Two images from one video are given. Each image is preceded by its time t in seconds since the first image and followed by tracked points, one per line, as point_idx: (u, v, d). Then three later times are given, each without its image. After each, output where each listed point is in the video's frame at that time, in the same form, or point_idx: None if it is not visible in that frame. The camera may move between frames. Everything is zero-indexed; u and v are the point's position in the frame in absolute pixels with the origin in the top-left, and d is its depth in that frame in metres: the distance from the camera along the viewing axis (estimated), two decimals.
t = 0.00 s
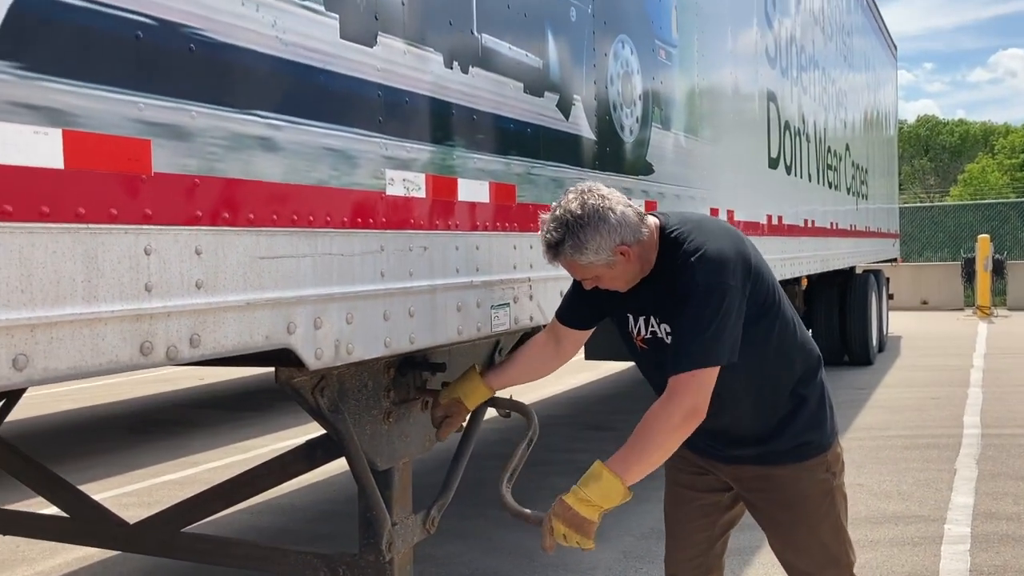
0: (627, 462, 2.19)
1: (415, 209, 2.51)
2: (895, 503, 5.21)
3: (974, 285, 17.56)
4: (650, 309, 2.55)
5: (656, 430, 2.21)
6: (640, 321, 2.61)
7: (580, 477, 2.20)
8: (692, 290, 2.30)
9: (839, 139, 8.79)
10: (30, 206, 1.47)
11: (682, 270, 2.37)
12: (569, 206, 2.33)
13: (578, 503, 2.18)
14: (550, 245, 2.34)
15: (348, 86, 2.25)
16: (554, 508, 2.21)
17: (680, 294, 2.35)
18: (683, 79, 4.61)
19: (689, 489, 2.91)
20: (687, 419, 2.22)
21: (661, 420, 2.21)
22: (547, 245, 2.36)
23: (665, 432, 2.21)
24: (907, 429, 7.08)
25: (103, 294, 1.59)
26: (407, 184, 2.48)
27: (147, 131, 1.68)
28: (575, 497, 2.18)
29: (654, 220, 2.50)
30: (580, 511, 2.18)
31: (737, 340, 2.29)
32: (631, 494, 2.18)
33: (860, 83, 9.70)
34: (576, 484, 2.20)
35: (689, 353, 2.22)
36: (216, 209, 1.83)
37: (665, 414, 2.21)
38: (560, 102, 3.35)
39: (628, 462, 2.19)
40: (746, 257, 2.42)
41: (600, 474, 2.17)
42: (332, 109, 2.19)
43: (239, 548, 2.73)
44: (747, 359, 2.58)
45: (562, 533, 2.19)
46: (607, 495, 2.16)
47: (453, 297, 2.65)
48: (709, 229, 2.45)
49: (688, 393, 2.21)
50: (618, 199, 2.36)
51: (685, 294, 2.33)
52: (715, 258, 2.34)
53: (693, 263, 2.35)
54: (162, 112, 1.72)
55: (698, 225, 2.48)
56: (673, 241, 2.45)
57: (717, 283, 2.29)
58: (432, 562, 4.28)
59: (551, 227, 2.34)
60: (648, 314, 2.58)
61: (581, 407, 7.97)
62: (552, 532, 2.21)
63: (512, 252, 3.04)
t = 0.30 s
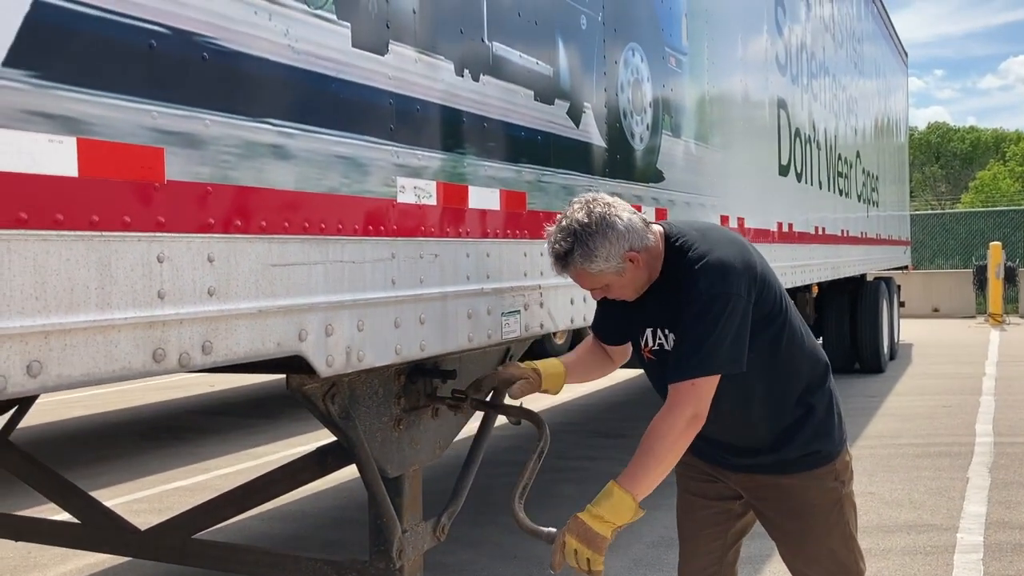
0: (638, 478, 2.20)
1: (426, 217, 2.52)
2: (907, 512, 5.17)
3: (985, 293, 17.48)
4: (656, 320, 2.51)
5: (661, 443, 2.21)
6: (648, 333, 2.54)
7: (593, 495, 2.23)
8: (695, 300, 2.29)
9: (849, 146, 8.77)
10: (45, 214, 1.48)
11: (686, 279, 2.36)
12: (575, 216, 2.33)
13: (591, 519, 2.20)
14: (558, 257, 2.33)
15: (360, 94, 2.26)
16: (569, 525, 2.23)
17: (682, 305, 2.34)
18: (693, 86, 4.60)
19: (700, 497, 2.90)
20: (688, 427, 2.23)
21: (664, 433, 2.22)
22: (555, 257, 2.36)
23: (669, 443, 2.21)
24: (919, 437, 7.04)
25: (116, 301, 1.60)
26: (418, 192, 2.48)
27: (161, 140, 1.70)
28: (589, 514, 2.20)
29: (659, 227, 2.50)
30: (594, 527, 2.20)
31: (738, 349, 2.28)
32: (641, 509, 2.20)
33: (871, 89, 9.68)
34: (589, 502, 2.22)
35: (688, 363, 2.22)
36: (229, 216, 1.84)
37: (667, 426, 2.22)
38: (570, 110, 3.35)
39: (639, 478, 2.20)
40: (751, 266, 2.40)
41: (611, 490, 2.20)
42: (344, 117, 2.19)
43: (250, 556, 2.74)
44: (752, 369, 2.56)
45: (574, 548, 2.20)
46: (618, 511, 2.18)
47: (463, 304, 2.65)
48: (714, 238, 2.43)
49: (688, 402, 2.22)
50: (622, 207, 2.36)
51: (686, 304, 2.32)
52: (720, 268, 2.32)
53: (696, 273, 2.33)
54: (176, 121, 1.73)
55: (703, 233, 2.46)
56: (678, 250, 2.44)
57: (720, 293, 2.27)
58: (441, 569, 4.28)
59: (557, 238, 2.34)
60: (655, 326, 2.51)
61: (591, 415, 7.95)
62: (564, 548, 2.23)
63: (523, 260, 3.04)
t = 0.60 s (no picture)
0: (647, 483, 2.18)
1: (432, 222, 2.52)
2: (914, 518, 5.15)
3: (993, 298, 17.42)
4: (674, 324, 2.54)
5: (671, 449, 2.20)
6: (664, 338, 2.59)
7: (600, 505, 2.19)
8: (713, 307, 2.28)
9: (856, 151, 8.75)
10: (52, 218, 1.49)
11: (704, 287, 2.35)
12: (594, 214, 2.33)
13: (599, 527, 2.15)
14: (574, 255, 2.32)
15: (366, 98, 2.26)
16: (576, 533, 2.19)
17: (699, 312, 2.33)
18: (699, 90, 4.60)
19: (715, 503, 2.89)
20: (697, 434, 2.22)
21: (673, 438, 2.21)
22: (571, 256, 2.35)
23: (679, 448, 2.20)
24: (926, 442, 7.01)
25: (124, 305, 1.60)
26: (424, 196, 2.48)
27: (168, 144, 1.70)
28: (598, 521, 2.16)
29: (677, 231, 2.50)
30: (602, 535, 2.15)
31: (753, 358, 2.27)
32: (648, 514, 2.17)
33: (877, 94, 9.66)
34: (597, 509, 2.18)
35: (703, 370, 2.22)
36: (236, 220, 1.85)
37: (677, 431, 2.21)
38: (577, 115, 3.36)
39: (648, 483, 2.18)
40: (770, 275, 2.39)
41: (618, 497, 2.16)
42: (351, 122, 2.20)
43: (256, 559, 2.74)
44: (765, 376, 2.56)
45: (583, 557, 2.16)
46: (627, 518, 2.14)
47: (470, 309, 2.65)
48: (735, 247, 2.42)
49: (699, 407, 2.21)
50: (641, 208, 2.36)
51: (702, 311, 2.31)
52: (740, 276, 2.32)
53: (715, 281, 2.32)
54: (183, 125, 1.74)
55: (722, 240, 2.45)
56: (697, 258, 2.43)
57: (739, 302, 2.27)
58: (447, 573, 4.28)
59: (575, 237, 2.33)
60: (673, 331, 2.55)
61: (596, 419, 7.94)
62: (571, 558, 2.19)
63: (529, 264, 3.04)
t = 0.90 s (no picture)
0: (650, 487, 2.17)
1: (435, 224, 2.52)
2: (917, 520, 5.15)
3: (995, 300, 17.40)
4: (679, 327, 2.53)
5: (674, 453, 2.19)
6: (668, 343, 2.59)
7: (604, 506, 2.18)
8: (718, 311, 2.27)
9: (858, 153, 8.74)
10: (57, 220, 1.49)
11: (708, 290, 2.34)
12: (604, 216, 2.32)
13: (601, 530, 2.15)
14: (584, 256, 2.29)
15: (369, 100, 2.26)
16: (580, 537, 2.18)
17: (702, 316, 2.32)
18: (701, 92, 4.60)
19: (716, 504, 2.88)
20: (700, 438, 2.21)
21: (676, 442, 2.20)
22: (579, 257, 2.32)
23: (682, 452, 2.20)
24: (929, 445, 7.00)
25: (127, 306, 1.60)
26: (427, 199, 2.48)
27: (172, 146, 1.70)
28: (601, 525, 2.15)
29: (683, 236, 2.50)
30: (606, 537, 2.14)
31: (757, 362, 2.27)
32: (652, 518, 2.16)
33: (879, 96, 9.66)
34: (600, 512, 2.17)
35: (707, 376, 2.21)
36: (239, 222, 1.85)
37: (680, 435, 2.20)
38: (579, 117, 3.36)
39: (651, 487, 2.17)
40: (774, 279, 2.39)
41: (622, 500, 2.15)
42: (354, 125, 2.20)
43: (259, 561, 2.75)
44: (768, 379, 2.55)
45: (587, 560, 2.15)
46: (631, 522, 2.14)
47: (472, 310, 2.65)
48: (739, 251, 2.42)
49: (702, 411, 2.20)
50: (650, 211, 2.36)
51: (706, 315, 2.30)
52: (745, 281, 2.31)
53: (720, 285, 2.31)
54: (187, 127, 1.74)
55: (728, 246, 2.45)
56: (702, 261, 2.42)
57: (743, 307, 2.26)
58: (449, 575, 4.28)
59: (585, 237, 2.31)
60: (676, 336, 2.56)
61: (599, 422, 7.93)
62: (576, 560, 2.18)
63: (532, 266, 3.04)
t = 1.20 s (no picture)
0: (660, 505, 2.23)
1: (435, 225, 2.52)
2: (916, 522, 5.15)
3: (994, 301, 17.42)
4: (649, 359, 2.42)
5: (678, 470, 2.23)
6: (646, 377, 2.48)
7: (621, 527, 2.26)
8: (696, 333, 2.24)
9: (857, 155, 8.75)
10: (58, 221, 1.49)
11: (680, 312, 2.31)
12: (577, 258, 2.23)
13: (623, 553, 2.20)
14: (560, 299, 2.21)
15: (369, 101, 2.26)
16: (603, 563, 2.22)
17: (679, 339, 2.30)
18: (701, 93, 4.61)
19: (716, 503, 2.87)
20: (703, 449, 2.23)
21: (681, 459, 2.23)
22: (556, 300, 2.23)
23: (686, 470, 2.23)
24: (928, 446, 7.01)
25: (127, 307, 1.60)
26: (427, 200, 2.49)
27: (172, 147, 1.70)
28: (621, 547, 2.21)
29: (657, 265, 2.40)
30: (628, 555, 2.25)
31: (744, 372, 2.26)
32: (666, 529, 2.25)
33: (878, 98, 9.67)
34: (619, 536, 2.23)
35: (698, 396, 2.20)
36: (239, 222, 1.85)
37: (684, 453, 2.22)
38: (578, 118, 3.36)
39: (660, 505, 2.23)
40: (746, 291, 2.37)
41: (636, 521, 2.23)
42: (354, 126, 2.20)
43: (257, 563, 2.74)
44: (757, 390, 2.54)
45: None
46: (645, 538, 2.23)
47: (472, 312, 2.65)
48: (706, 269, 2.38)
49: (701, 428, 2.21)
50: (624, 249, 2.27)
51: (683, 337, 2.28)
52: (718, 296, 2.28)
53: (693, 305, 2.28)
54: (187, 128, 1.74)
55: (695, 265, 2.40)
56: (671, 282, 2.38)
57: (721, 322, 2.24)
58: None
59: (560, 280, 2.22)
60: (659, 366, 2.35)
61: (598, 423, 7.93)
62: None
63: (531, 267, 3.04)
